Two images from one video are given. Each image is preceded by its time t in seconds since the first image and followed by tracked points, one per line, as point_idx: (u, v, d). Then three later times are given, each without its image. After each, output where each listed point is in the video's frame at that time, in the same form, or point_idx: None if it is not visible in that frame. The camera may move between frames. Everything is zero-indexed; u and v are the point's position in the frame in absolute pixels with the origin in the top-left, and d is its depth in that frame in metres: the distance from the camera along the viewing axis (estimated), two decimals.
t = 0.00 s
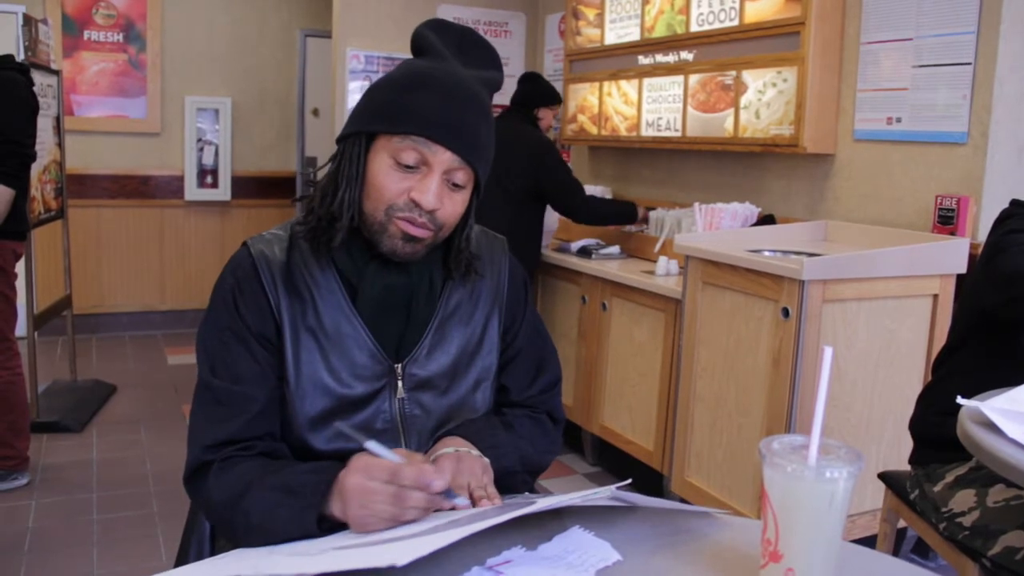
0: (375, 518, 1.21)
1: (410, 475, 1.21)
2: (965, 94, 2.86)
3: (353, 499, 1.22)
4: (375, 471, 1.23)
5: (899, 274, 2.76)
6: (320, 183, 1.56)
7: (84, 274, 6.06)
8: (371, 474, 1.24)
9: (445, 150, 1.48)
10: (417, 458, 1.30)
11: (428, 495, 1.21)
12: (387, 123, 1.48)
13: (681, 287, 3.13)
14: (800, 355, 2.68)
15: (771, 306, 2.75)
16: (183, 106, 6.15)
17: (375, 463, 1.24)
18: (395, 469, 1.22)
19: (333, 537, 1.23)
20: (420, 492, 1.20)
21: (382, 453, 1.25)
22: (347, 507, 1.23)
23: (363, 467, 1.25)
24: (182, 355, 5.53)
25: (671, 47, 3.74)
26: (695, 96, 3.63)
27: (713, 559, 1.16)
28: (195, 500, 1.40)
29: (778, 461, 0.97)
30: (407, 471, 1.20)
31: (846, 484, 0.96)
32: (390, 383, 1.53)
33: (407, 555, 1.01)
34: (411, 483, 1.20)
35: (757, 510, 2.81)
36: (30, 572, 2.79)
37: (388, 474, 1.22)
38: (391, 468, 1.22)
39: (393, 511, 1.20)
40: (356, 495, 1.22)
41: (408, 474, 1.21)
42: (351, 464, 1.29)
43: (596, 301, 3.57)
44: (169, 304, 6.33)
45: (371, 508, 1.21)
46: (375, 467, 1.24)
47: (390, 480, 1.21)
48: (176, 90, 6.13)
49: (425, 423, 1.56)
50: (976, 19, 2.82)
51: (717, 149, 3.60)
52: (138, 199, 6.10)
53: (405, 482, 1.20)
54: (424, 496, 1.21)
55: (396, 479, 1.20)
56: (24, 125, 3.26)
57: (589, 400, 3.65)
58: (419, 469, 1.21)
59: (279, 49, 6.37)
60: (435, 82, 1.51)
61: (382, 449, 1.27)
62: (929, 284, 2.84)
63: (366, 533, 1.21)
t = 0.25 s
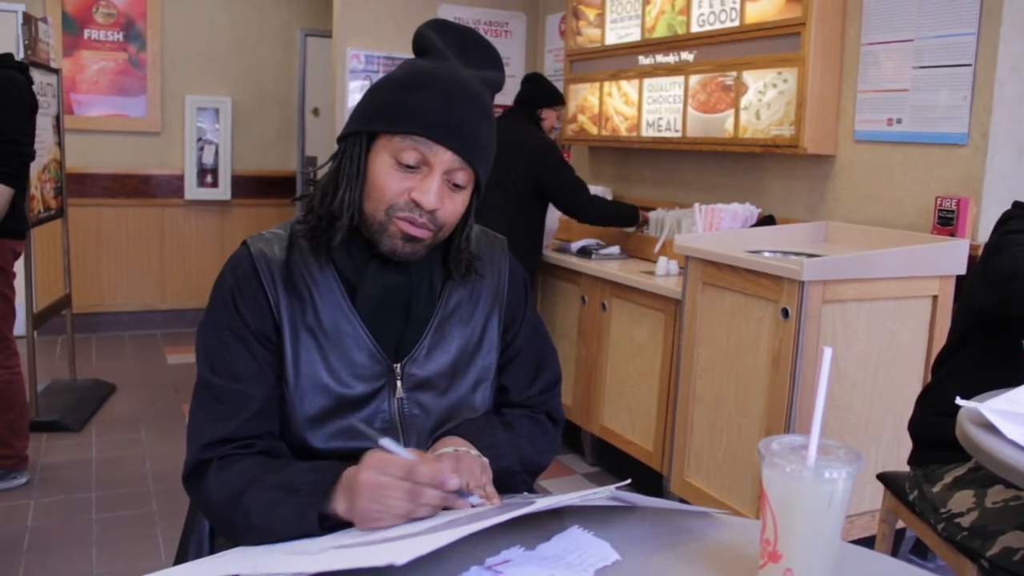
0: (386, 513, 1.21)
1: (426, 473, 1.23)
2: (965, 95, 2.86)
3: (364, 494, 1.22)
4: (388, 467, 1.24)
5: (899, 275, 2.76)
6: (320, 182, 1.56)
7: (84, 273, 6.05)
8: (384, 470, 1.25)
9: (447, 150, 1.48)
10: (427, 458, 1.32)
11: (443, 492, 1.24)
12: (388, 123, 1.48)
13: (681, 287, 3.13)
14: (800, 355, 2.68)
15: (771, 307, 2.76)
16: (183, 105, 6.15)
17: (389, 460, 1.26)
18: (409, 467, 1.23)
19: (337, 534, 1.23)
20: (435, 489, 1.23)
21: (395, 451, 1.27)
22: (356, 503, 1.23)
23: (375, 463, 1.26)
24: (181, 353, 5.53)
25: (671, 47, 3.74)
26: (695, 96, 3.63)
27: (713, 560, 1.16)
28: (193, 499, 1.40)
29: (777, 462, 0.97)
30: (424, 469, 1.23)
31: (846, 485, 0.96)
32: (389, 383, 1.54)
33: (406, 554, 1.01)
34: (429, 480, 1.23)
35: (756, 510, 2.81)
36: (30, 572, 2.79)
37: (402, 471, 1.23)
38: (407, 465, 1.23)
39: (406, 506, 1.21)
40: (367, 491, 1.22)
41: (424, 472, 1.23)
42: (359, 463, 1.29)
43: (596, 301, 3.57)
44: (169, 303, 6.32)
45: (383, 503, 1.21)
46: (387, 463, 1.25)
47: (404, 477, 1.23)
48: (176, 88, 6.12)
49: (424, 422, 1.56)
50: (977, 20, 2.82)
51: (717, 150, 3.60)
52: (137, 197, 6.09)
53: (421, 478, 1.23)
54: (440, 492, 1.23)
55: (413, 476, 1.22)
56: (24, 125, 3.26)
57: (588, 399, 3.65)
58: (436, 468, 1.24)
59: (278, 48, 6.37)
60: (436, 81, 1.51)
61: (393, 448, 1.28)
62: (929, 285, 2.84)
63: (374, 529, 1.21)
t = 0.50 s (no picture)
0: (362, 521, 1.22)
1: (395, 479, 1.22)
2: (964, 94, 2.86)
3: (339, 502, 1.24)
4: (359, 474, 1.26)
5: (898, 275, 2.76)
6: (320, 183, 1.58)
7: (83, 272, 6.05)
8: (355, 477, 1.26)
9: (449, 151, 1.49)
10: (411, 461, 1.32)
11: (414, 498, 1.22)
12: (391, 124, 1.49)
13: (679, 287, 3.13)
14: (798, 356, 2.69)
15: (770, 306, 2.76)
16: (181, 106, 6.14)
17: (360, 466, 1.27)
18: (379, 474, 1.23)
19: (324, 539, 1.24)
20: (404, 495, 1.21)
21: (367, 457, 1.27)
22: (334, 510, 1.25)
23: (347, 471, 1.27)
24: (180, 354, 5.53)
25: (670, 47, 3.74)
26: (693, 96, 3.63)
27: (712, 560, 1.15)
28: (192, 500, 1.42)
29: (777, 463, 0.97)
30: (390, 475, 1.21)
31: (845, 486, 0.95)
32: (388, 383, 1.56)
33: (405, 556, 1.00)
34: (395, 486, 1.21)
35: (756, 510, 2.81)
36: (27, 572, 2.78)
37: (373, 479, 1.24)
38: (375, 473, 1.24)
39: (378, 513, 1.21)
40: (341, 499, 1.24)
41: (392, 478, 1.22)
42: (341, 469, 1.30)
43: (594, 301, 3.57)
44: (167, 303, 6.32)
45: (358, 510, 1.22)
46: (358, 470, 1.26)
47: (375, 485, 1.23)
48: (175, 88, 6.12)
49: (424, 422, 1.59)
50: (976, 19, 2.82)
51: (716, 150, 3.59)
52: (136, 197, 6.10)
53: (389, 484, 1.21)
54: (409, 498, 1.21)
55: (379, 483, 1.21)
56: (21, 125, 3.25)
57: (587, 400, 3.64)
58: (403, 473, 1.22)
59: (277, 48, 6.36)
60: (438, 83, 1.52)
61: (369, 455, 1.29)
62: (928, 284, 2.83)
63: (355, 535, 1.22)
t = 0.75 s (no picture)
0: (394, 517, 1.19)
1: (430, 474, 1.21)
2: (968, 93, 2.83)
3: (368, 497, 1.19)
4: (392, 469, 1.21)
5: (903, 275, 2.73)
6: (317, 182, 1.55)
7: (79, 274, 6.03)
8: (388, 473, 1.21)
9: (449, 153, 1.46)
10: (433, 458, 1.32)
11: (447, 492, 1.22)
12: (390, 125, 1.46)
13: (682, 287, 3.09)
14: (801, 357, 2.66)
15: (773, 307, 2.73)
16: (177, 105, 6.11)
17: (390, 461, 1.22)
18: (414, 468, 1.21)
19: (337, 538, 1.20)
20: (439, 489, 1.21)
21: (397, 452, 1.25)
22: (359, 505, 1.20)
23: (377, 466, 1.22)
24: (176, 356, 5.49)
25: (671, 45, 3.71)
26: (694, 94, 3.60)
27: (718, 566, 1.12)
28: (184, 504, 1.38)
29: (781, 466, 0.93)
30: (428, 470, 1.20)
31: (851, 490, 0.92)
32: (385, 387, 1.52)
33: (403, 560, 0.98)
34: (432, 482, 1.21)
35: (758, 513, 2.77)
36: None
37: (408, 473, 1.20)
38: (411, 467, 1.20)
39: (411, 508, 1.19)
40: (371, 494, 1.19)
41: (427, 473, 1.21)
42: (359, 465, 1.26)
43: (595, 302, 3.53)
44: (163, 305, 6.29)
45: (390, 506, 1.19)
46: (390, 465, 1.22)
47: (409, 479, 1.20)
48: (170, 88, 6.10)
49: (422, 427, 1.55)
50: (980, 17, 2.79)
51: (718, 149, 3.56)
52: (133, 198, 6.08)
53: (427, 479, 1.20)
54: (444, 492, 1.21)
55: (417, 478, 1.20)
56: (15, 126, 3.22)
57: (588, 402, 3.60)
58: (439, 468, 1.22)
59: (275, 48, 6.34)
60: (439, 83, 1.49)
61: (395, 450, 1.26)
62: (933, 285, 2.80)
63: (379, 531, 1.19)
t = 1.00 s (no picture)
0: (368, 530, 1.15)
1: (406, 486, 1.15)
2: (983, 87, 2.76)
3: (344, 509, 1.16)
4: (369, 480, 1.17)
5: (915, 275, 2.65)
6: (313, 181, 1.54)
7: (65, 274, 5.93)
8: (365, 484, 1.17)
9: (448, 150, 1.45)
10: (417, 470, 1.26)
11: (425, 506, 1.15)
12: (388, 122, 1.45)
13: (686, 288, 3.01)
14: (809, 358, 2.59)
15: (780, 307, 2.66)
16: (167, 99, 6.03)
17: (368, 472, 1.19)
18: (389, 480, 1.16)
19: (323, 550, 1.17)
20: (416, 503, 1.14)
21: (376, 462, 1.20)
22: (336, 517, 1.16)
23: (354, 476, 1.19)
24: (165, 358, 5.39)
25: (675, 38, 3.62)
26: (699, 89, 3.51)
27: None
28: (176, 512, 1.36)
29: (789, 472, 0.95)
30: (404, 482, 1.15)
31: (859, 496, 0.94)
32: (383, 388, 1.51)
33: (407, 569, 0.94)
34: (406, 494, 1.14)
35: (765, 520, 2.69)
36: None
37: (384, 485, 1.16)
38: (386, 479, 1.16)
39: (386, 522, 1.14)
40: (347, 504, 1.16)
41: (402, 485, 1.15)
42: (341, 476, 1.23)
43: (596, 302, 3.45)
44: (151, 305, 6.20)
45: (363, 518, 1.14)
46: (368, 476, 1.18)
47: (384, 491, 1.16)
48: (160, 82, 6.02)
49: (420, 429, 1.53)
50: (996, 8, 2.72)
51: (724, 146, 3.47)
52: (123, 194, 6.00)
53: (400, 491, 1.14)
54: (421, 507, 1.15)
55: (393, 490, 1.14)
56: None
57: (590, 405, 3.52)
58: (414, 480, 1.15)
59: (267, 37, 6.25)
60: (438, 78, 1.48)
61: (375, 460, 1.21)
62: (945, 285, 2.72)
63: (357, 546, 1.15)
